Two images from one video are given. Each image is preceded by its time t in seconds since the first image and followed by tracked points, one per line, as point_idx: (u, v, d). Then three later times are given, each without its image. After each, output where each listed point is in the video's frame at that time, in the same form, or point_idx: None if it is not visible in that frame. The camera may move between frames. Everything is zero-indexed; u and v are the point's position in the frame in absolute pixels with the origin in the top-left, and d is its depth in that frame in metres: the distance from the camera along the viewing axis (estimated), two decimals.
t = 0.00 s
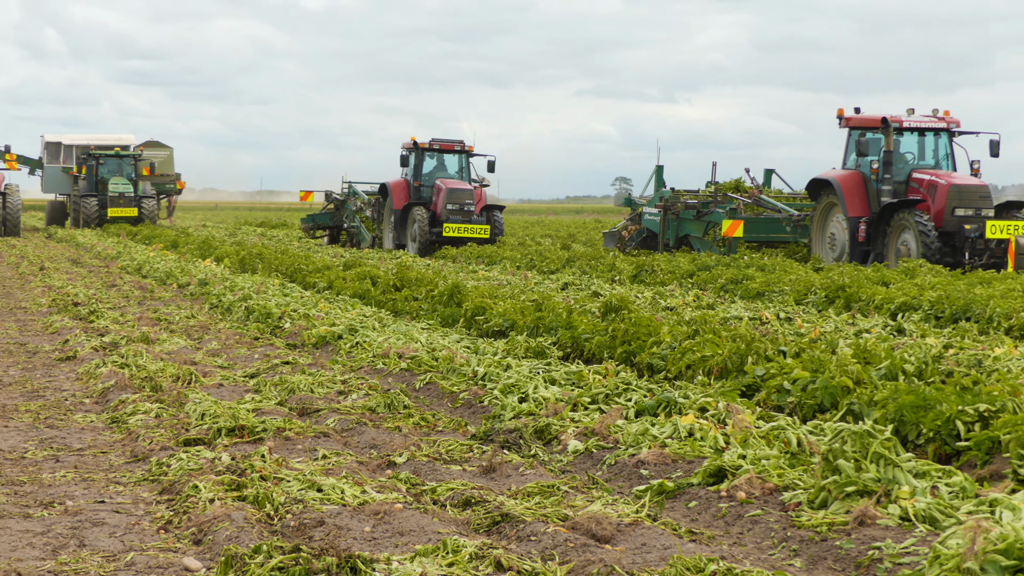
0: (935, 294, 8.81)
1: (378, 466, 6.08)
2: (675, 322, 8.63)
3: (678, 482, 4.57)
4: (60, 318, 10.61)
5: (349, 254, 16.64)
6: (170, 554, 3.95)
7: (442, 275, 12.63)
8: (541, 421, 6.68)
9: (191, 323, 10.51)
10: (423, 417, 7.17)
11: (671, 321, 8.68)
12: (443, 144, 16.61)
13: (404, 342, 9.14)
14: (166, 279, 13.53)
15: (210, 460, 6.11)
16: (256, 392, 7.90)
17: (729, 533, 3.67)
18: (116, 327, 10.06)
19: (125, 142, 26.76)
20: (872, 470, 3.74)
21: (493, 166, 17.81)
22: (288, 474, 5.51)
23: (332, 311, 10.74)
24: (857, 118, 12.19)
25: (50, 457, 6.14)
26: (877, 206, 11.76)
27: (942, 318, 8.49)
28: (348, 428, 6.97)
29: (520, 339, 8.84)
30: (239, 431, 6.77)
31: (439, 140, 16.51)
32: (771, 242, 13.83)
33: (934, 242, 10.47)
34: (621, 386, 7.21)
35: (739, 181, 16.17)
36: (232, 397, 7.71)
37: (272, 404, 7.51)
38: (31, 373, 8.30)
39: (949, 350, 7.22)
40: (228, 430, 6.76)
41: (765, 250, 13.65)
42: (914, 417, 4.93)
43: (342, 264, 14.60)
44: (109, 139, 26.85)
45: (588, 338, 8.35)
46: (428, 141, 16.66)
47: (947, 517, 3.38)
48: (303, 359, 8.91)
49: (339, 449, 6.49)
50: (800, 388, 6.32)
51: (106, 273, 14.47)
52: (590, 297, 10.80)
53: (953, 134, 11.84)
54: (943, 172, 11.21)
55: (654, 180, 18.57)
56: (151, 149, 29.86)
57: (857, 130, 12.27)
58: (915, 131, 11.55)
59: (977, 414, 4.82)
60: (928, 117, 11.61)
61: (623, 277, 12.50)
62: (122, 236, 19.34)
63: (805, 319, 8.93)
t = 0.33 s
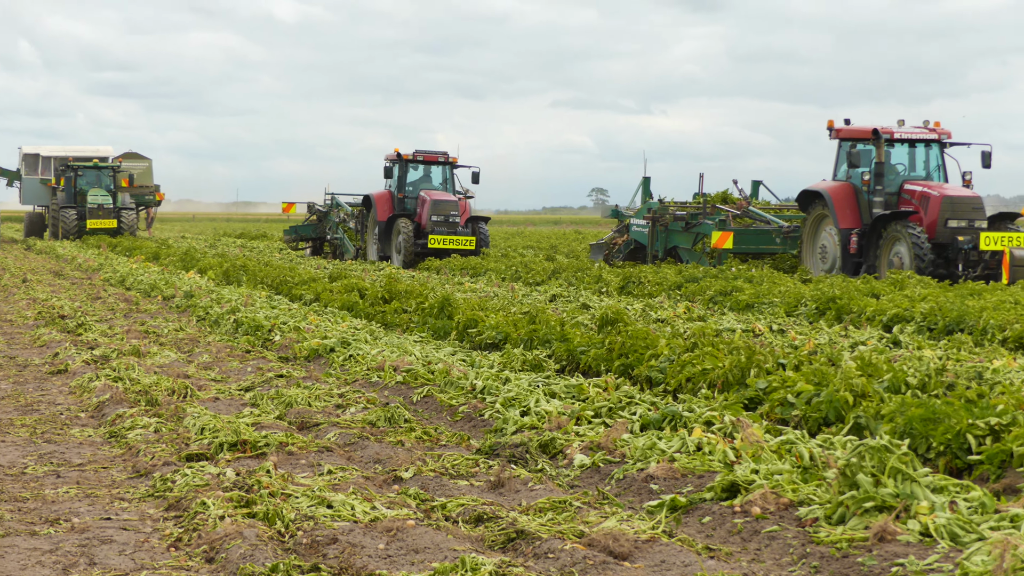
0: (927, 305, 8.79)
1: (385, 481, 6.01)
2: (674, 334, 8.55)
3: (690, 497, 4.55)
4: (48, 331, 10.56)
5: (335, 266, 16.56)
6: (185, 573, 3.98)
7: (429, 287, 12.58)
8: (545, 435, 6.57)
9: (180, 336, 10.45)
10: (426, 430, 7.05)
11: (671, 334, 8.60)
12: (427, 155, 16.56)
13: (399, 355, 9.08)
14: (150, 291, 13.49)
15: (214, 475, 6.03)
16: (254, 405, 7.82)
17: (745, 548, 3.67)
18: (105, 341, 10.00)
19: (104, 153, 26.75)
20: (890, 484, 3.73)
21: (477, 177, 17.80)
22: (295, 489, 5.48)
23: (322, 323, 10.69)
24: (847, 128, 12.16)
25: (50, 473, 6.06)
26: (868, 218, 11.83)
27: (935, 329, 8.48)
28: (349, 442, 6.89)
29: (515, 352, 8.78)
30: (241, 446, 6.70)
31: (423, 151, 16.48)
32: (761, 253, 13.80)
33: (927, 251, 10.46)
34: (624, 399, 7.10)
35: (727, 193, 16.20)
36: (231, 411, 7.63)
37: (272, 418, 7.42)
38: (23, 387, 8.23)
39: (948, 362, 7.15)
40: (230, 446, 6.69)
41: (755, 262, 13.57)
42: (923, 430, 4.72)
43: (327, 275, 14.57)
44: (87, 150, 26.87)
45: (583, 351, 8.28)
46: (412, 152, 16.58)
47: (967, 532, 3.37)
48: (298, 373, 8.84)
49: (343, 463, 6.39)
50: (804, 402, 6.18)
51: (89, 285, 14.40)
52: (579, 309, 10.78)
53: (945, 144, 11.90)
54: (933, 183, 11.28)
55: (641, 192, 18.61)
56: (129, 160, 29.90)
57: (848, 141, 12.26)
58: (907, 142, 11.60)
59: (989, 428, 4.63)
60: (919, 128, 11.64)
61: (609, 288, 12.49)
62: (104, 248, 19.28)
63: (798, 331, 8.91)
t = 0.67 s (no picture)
0: (918, 318, 8.80)
1: (389, 497, 5.94)
2: (670, 347, 8.50)
3: (701, 513, 4.53)
4: (34, 344, 10.51)
5: (318, 278, 16.53)
6: None
7: (417, 299, 12.55)
8: (548, 449, 6.50)
9: (169, 349, 10.38)
10: (426, 445, 6.99)
11: (666, 347, 8.56)
12: (411, 166, 16.59)
13: (392, 368, 9.04)
14: (134, 303, 13.43)
15: (218, 490, 5.96)
16: (251, 420, 7.76)
17: (759, 564, 3.65)
18: (93, 354, 9.93)
19: (82, 165, 26.76)
20: (906, 500, 3.71)
21: (462, 188, 17.79)
22: (302, 505, 5.43)
23: (312, 336, 10.65)
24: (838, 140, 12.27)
25: (49, 489, 5.99)
26: (857, 229, 11.89)
27: (926, 341, 8.48)
28: (351, 456, 6.82)
29: (509, 365, 8.74)
30: (241, 461, 6.63)
31: (407, 162, 16.47)
32: (750, 265, 13.88)
33: (919, 262, 10.44)
34: (626, 413, 7.06)
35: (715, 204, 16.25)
36: (228, 425, 7.57)
37: (270, 432, 7.35)
38: (14, 401, 8.16)
39: (946, 375, 7.11)
40: (230, 460, 6.62)
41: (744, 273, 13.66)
42: (931, 445, 4.60)
43: (311, 287, 14.54)
44: (65, 163, 26.88)
45: (578, 364, 8.24)
46: (395, 163, 16.61)
47: (985, 548, 3.37)
48: (290, 386, 8.78)
49: (345, 478, 6.33)
50: (807, 415, 6.10)
51: (71, 297, 14.33)
52: (567, 321, 10.76)
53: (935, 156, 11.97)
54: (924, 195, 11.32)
55: (628, 204, 18.63)
56: (108, 172, 29.94)
57: (838, 152, 12.36)
58: (897, 154, 11.68)
59: (998, 441, 4.50)
60: (909, 139, 11.71)
61: (596, 300, 12.49)
62: (85, 260, 19.19)
63: (789, 343, 8.90)
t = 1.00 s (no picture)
0: (908, 330, 8.81)
1: (392, 513, 5.88)
2: (664, 360, 8.46)
3: (710, 528, 4.51)
4: (20, 357, 10.43)
5: (302, 290, 16.46)
6: None
7: (403, 311, 12.51)
8: (549, 464, 6.46)
9: (156, 362, 10.31)
10: (426, 459, 6.92)
11: (660, 358, 8.53)
12: (394, 177, 16.59)
13: (384, 382, 8.98)
14: (116, 315, 13.33)
15: (219, 506, 5.89)
16: (247, 434, 7.70)
17: None
18: (80, 367, 9.86)
19: (59, 177, 26.65)
20: (920, 515, 3.70)
21: (445, 201, 17.79)
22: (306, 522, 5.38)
23: (301, 348, 10.60)
24: (828, 151, 12.32)
25: (46, 505, 5.93)
26: (848, 241, 11.91)
27: (917, 353, 8.47)
28: (350, 471, 6.76)
29: (502, 378, 8.71)
30: (240, 476, 6.57)
31: (389, 174, 16.50)
32: (741, 276, 13.79)
33: (911, 278, 10.47)
34: (626, 427, 7.00)
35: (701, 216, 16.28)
36: (223, 439, 7.51)
37: (266, 446, 7.29)
38: (2, 416, 8.08)
39: (943, 387, 7.10)
40: (230, 476, 6.55)
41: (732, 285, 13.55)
42: (937, 459, 4.54)
43: (295, 299, 14.47)
44: (43, 175, 26.81)
45: (572, 377, 8.21)
46: (378, 174, 16.60)
47: (1001, 564, 3.37)
48: (282, 400, 8.72)
49: (345, 493, 6.27)
50: (808, 428, 6.07)
51: (53, 309, 14.21)
52: (555, 333, 10.73)
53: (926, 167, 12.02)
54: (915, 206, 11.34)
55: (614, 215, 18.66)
56: (87, 184, 29.97)
57: (829, 163, 12.40)
58: (887, 165, 11.73)
59: (1005, 455, 4.44)
60: (900, 150, 11.77)
61: (582, 311, 12.48)
62: (65, 272, 19.06)
63: (780, 355, 8.89)
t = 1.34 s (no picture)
0: (895, 342, 8.83)
1: (394, 528, 5.83)
2: (658, 374, 8.44)
3: (717, 543, 4.51)
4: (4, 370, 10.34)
5: (284, 302, 16.39)
6: None
7: (390, 323, 12.48)
8: (550, 478, 6.42)
9: (142, 375, 10.23)
10: (425, 474, 6.87)
11: (652, 372, 8.52)
12: (378, 188, 16.57)
13: (375, 395, 8.91)
14: (99, 327, 13.24)
15: (219, 522, 5.83)
16: (241, 449, 7.63)
17: None
18: (66, 380, 9.77)
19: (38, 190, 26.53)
20: (933, 530, 3.70)
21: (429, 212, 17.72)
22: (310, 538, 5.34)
23: (289, 361, 10.55)
24: (818, 162, 12.38)
25: (41, 521, 5.86)
26: (837, 253, 11.96)
27: (906, 366, 8.49)
28: (350, 486, 6.71)
29: (493, 391, 8.67)
30: (239, 492, 6.51)
31: (373, 185, 16.48)
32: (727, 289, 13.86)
33: (902, 293, 10.46)
34: (625, 441, 6.97)
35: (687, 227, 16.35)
36: (217, 454, 7.44)
37: (262, 460, 7.23)
38: None
39: (938, 400, 7.10)
40: (228, 491, 6.50)
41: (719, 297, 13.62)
42: (941, 473, 4.52)
43: (279, 310, 14.40)
44: (21, 187, 26.68)
45: (565, 390, 8.17)
46: (362, 186, 16.56)
47: None
48: (273, 413, 8.67)
49: (345, 508, 6.22)
50: (808, 442, 6.06)
51: (34, 321, 14.09)
52: (543, 346, 10.70)
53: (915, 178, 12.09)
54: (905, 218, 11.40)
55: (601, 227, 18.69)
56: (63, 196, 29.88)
57: (819, 174, 12.46)
58: (877, 175, 11.79)
59: (1011, 469, 4.43)
60: (890, 161, 11.83)
61: (567, 323, 12.47)
62: (44, 283, 18.91)
63: (769, 368, 8.89)
